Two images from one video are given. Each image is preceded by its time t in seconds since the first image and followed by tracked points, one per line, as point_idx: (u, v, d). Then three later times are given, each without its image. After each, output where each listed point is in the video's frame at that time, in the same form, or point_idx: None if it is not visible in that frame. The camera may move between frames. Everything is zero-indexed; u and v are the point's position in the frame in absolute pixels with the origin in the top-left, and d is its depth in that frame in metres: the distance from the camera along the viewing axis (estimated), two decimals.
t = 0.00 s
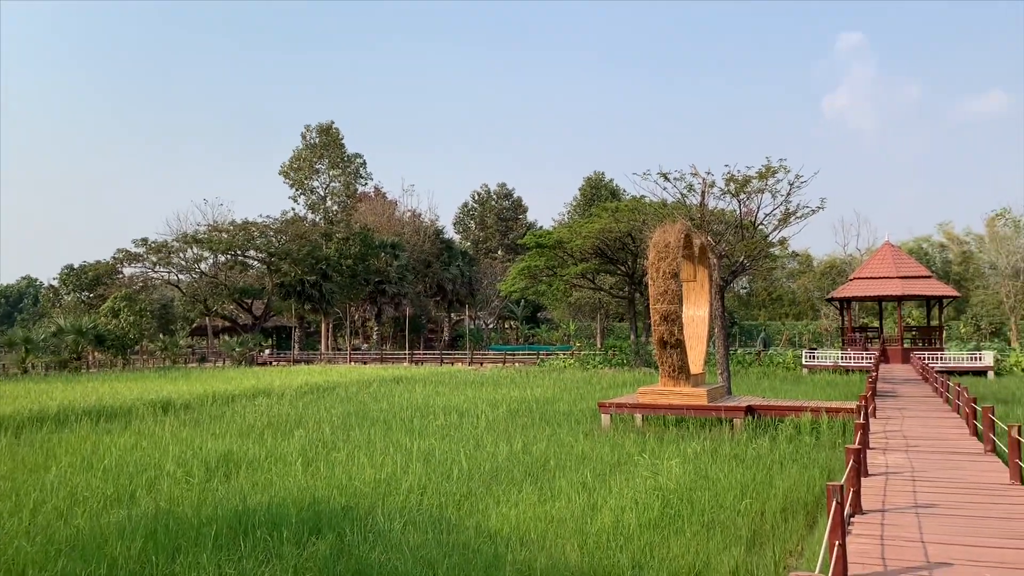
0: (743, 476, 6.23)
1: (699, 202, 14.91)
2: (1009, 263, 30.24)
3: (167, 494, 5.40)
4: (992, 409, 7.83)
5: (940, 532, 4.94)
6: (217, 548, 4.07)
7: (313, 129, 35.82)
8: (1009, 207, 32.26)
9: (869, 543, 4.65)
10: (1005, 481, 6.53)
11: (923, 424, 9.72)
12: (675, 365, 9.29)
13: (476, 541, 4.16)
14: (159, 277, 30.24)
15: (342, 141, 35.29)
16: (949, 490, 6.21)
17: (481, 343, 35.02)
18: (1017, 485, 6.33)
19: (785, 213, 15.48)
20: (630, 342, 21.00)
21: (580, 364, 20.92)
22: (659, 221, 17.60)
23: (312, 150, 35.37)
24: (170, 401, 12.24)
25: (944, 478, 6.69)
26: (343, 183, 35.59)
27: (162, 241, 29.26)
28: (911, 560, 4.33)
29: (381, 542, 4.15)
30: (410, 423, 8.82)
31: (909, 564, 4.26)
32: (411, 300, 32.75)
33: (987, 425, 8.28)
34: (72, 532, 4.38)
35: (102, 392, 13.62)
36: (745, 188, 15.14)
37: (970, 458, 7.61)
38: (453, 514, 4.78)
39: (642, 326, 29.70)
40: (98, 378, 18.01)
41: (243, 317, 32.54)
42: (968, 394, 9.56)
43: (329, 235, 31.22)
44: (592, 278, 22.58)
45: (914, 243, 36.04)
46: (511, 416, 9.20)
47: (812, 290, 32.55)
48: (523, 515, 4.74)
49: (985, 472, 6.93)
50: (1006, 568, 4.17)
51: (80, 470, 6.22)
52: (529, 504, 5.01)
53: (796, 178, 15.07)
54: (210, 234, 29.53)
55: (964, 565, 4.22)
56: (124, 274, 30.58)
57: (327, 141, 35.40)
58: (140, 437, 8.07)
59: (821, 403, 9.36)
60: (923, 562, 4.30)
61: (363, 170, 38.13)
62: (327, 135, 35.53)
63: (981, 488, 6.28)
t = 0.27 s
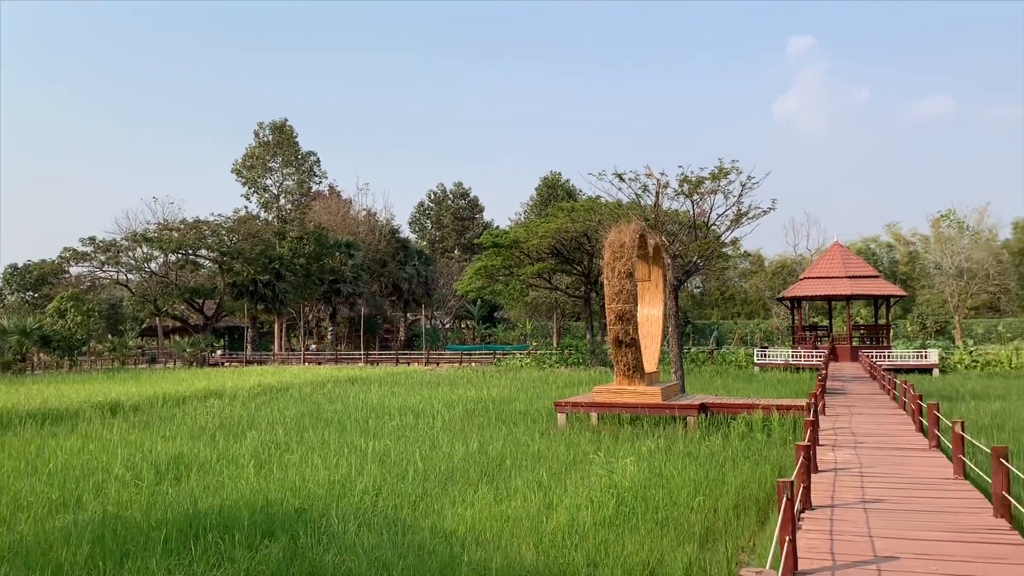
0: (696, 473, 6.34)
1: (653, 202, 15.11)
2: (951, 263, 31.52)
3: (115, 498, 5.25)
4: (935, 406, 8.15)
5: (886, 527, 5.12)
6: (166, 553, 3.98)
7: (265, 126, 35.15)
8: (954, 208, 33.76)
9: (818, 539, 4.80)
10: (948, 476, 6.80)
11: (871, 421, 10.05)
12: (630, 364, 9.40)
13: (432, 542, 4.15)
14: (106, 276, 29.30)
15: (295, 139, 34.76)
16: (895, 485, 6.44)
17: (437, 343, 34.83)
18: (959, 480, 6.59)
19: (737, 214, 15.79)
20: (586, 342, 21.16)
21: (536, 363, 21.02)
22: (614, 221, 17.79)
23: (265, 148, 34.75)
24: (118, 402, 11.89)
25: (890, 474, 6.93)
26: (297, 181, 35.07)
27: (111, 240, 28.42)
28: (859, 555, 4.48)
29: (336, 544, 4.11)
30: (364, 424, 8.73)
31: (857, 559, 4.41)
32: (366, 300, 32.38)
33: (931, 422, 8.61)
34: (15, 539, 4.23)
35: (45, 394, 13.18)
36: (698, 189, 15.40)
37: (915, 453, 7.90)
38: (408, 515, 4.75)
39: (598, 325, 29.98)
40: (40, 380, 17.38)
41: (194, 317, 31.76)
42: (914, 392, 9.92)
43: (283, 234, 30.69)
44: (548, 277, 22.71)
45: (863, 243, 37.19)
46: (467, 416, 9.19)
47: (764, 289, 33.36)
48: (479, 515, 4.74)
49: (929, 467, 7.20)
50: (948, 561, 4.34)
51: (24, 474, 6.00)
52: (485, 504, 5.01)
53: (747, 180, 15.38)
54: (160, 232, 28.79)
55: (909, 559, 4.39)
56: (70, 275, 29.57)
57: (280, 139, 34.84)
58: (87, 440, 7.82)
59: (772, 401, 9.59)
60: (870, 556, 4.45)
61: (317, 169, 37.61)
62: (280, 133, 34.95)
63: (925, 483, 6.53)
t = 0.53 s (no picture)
0: (657, 470, 6.43)
1: (616, 202, 15.25)
2: (905, 263, 32.49)
3: (68, 501, 5.10)
4: (889, 403, 8.40)
5: (842, 521, 5.26)
6: (122, 556, 3.88)
7: (225, 123, 34.60)
8: (908, 209, 34.84)
9: (776, 534, 4.91)
10: (902, 471, 7.01)
11: (827, 418, 10.31)
12: (593, 363, 9.47)
13: (393, 542, 4.13)
14: (60, 275, 28.45)
15: (256, 136, 34.26)
16: (850, 480, 6.61)
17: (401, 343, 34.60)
18: (912, 474, 6.81)
19: (698, 214, 16.01)
20: (549, 340, 21.25)
21: (500, 362, 21.03)
22: (577, 221, 17.90)
23: (224, 145, 34.19)
24: (72, 404, 11.55)
25: (845, 469, 7.12)
26: (257, 179, 34.57)
27: (65, 238, 27.61)
28: (816, 549, 4.59)
29: (296, 546, 4.05)
30: (326, 424, 8.64)
31: (814, 553, 4.52)
32: (328, 299, 31.99)
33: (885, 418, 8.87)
34: None
35: None
36: (659, 189, 15.58)
37: (869, 449, 8.13)
38: (369, 515, 4.71)
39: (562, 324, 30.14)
40: None
41: (152, 317, 31.01)
42: (869, 389, 10.21)
43: (242, 232, 30.16)
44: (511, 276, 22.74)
45: (820, 243, 38.10)
46: (430, 416, 9.14)
47: (725, 288, 33.96)
48: (441, 514, 4.72)
49: (883, 462, 7.42)
50: (902, 554, 4.47)
51: None
52: (447, 503, 5.00)
53: (708, 180, 15.61)
54: (117, 231, 28.09)
55: (865, 552, 4.51)
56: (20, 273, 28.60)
57: (240, 137, 34.30)
58: (38, 442, 7.59)
59: (732, 398, 9.76)
60: (827, 551, 4.57)
61: (278, 167, 37.10)
62: (240, 130, 34.42)
63: (880, 478, 6.72)
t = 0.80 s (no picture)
0: (624, 469, 6.48)
1: (584, 202, 15.32)
2: (868, 262, 33.21)
3: (25, 505, 4.96)
4: (851, 401, 8.58)
5: (804, 518, 5.36)
6: (81, 561, 3.78)
7: (190, 121, 34.15)
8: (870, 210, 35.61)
9: (740, 531, 4.98)
10: (863, 468, 7.16)
11: (791, 416, 10.49)
12: (561, 362, 9.50)
13: (359, 544, 4.09)
14: (19, 274, 27.68)
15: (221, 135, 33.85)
16: (813, 478, 6.74)
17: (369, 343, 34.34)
18: (873, 471, 6.96)
19: (665, 214, 16.16)
20: (519, 340, 21.29)
21: (469, 362, 20.99)
22: (546, 221, 17.96)
23: (189, 143, 33.72)
24: (29, 406, 11.24)
25: (808, 466, 7.25)
26: (223, 177, 34.15)
27: (25, 236, 26.89)
28: (779, 546, 4.67)
29: (260, 548, 4.00)
30: (292, 425, 8.53)
31: (777, 550, 4.59)
32: (295, 299, 31.59)
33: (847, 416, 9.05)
34: None
35: None
36: (627, 189, 15.70)
37: (832, 447, 8.29)
38: (335, 516, 4.66)
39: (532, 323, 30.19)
40: None
41: (115, 317, 30.32)
42: (832, 387, 10.41)
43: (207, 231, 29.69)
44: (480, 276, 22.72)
45: (785, 243, 38.74)
46: (397, 416, 9.10)
47: (693, 287, 34.38)
48: (408, 515, 4.70)
49: (845, 459, 7.57)
50: (862, 550, 4.57)
51: None
52: (414, 504, 4.97)
53: (674, 180, 15.77)
54: (79, 230, 27.44)
55: (826, 549, 4.60)
56: None
57: (206, 135, 33.86)
58: None
59: (698, 397, 9.88)
60: (790, 547, 4.65)
61: (244, 165, 36.63)
62: (206, 128, 33.97)
63: (841, 475, 6.87)
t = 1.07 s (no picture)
0: (594, 469, 6.51)
1: (557, 203, 15.36)
2: (838, 264, 33.75)
3: None
4: (819, 401, 8.73)
5: (772, 517, 5.43)
6: (42, 567, 3.70)
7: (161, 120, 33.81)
8: (840, 212, 36.18)
9: (708, 531, 5.04)
10: (831, 467, 7.28)
11: (761, 416, 10.63)
12: (533, 363, 9.52)
13: (328, 547, 4.06)
14: None
15: (192, 134, 33.54)
16: (781, 477, 6.84)
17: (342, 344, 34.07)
18: (840, 471, 7.08)
19: (637, 215, 16.27)
20: (493, 340, 21.28)
21: (442, 363, 20.93)
22: (519, 222, 17.98)
23: (159, 142, 33.39)
24: None
25: (776, 466, 7.35)
26: (193, 177, 33.84)
27: None
28: (746, 545, 4.73)
29: (227, 552, 3.94)
30: (262, 427, 8.44)
31: (744, 549, 4.65)
32: (267, 300, 31.23)
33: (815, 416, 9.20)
34: None
35: None
36: (600, 191, 15.77)
37: (800, 446, 8.42)
38: (304, 519, 4.62)
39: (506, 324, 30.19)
40: None
41: (82, 318, 29.72)
42: (801, 388, 10.58)
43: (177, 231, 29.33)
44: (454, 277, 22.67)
45: (756, 244, 39.22)
46: (369, 418, 9.04)
47: (666, 288, 34.68)
48: (378, 517, 4.67)
49: (813, 459, 7.69)
50: (828, 549, 4.65)
51: None
52: (384, 506, 4.94)
53: (646, 182, 15.88)
54: (46, 229, 26.88)
55: (793, 548, 4.67)
56: None
57: (176, 134, 33.54)
58: None
59: (670, 397, 9.96)
60: (757, 547, 4.71)
61: (215, 165, 36.28)
62: (176, 127, 33.66)
63: (810, 475, 6.98)
